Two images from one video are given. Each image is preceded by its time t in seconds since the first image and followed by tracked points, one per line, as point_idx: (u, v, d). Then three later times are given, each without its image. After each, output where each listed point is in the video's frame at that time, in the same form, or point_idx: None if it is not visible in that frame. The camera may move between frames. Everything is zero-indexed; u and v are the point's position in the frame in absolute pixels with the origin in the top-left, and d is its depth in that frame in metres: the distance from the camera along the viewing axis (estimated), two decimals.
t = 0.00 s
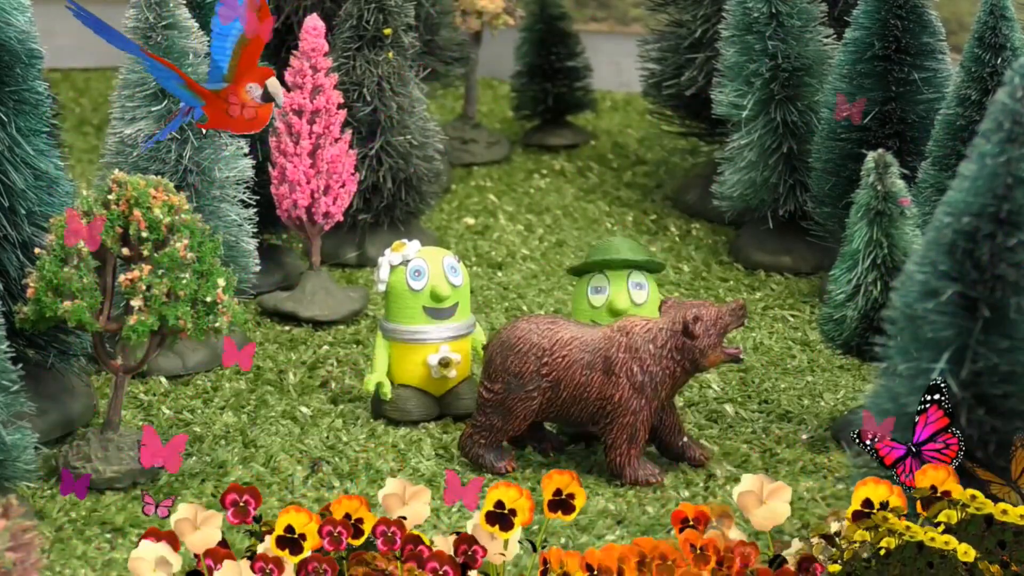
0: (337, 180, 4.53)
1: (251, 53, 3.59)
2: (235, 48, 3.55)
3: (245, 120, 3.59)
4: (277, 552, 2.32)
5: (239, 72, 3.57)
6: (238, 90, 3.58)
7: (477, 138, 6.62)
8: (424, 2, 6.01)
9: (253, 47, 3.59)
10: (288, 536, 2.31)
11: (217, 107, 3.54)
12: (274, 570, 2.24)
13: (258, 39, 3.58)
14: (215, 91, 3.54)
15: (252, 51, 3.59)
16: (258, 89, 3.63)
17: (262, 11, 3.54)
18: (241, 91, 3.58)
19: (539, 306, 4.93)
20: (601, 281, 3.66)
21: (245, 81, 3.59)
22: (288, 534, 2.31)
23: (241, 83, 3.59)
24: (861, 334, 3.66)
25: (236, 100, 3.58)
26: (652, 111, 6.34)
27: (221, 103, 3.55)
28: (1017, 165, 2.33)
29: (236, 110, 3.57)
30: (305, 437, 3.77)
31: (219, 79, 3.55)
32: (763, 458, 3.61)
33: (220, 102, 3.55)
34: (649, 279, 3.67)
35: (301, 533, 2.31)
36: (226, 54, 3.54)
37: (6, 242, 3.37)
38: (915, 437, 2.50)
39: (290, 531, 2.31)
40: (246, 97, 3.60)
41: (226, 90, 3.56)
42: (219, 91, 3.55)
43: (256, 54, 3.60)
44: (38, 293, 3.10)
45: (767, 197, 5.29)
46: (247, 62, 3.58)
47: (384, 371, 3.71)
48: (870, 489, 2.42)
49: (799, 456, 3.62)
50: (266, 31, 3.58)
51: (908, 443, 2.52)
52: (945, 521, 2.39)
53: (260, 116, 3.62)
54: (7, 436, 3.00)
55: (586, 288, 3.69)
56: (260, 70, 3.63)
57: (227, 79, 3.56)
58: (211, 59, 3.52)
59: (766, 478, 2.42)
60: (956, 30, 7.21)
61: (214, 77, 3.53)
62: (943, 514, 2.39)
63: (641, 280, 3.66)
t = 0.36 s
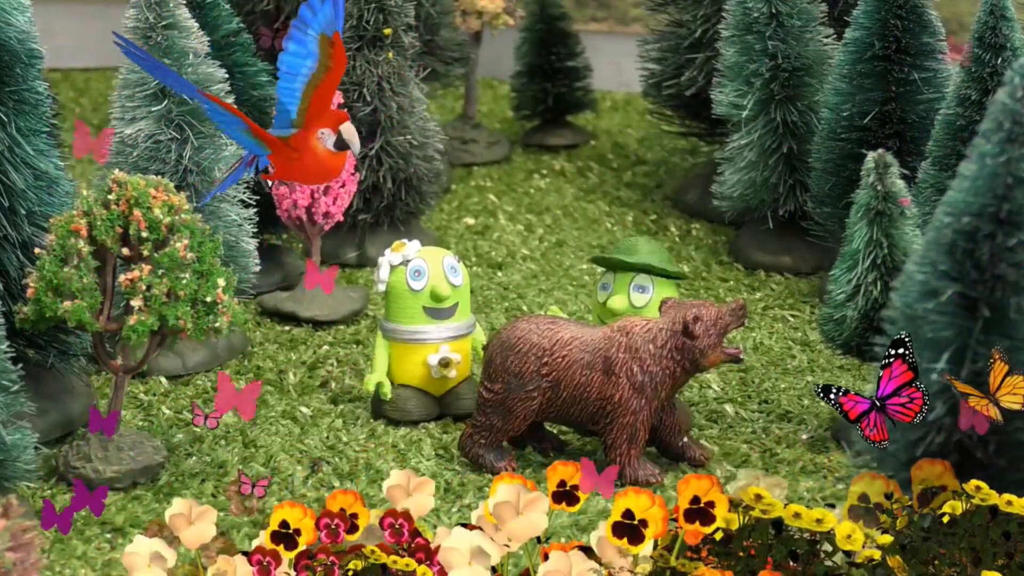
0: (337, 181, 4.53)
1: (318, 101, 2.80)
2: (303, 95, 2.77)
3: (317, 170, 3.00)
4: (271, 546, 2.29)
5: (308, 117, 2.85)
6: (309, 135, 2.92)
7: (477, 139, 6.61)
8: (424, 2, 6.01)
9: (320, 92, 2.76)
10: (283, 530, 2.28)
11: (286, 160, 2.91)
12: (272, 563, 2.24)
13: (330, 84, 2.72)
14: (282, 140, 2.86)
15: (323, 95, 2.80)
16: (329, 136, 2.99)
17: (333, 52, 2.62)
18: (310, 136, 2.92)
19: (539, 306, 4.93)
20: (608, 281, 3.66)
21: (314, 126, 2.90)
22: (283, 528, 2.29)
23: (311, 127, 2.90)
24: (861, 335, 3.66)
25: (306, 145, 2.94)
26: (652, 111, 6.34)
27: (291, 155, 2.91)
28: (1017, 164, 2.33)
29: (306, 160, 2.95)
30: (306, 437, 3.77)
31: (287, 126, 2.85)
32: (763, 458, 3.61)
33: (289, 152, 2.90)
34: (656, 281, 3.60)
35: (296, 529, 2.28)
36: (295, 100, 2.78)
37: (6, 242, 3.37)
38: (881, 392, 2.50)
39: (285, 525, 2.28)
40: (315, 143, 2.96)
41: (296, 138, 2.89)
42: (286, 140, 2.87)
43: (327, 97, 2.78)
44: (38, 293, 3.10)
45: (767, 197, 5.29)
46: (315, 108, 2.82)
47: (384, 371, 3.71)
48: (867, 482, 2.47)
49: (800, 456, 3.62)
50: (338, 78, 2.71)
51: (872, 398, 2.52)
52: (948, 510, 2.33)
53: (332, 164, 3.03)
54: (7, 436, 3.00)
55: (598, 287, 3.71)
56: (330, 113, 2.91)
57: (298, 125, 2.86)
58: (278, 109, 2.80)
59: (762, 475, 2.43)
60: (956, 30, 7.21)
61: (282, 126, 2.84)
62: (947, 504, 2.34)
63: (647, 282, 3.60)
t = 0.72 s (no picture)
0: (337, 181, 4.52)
1: (389, 138, 3.12)
2: (372, 134, 3.11)
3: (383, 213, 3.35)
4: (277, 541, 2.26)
5: (374, 159, 3.18)
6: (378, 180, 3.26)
7: (477, 139, 6.62)
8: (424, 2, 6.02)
9: (391, 133, 3.10)
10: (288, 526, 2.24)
11: (355, 204, 3.28)
12: (276, 556, 2.23)
13: (402, 123, 3.05)
14: (351, 185, 3.22)
15: (390, 134, 3.12)
16: (402, 182, 3.37)
17: (404, 89, 2.91)
18: (380, 180, 3.27)
19: (539, 306, 4.93)
20: (609, 280, 3.66)
21: (385, 170, 3.25)
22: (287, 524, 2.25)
23: (381, 173, 3.25)
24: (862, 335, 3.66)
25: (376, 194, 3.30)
26: (652, 111, 6.34)
27: (360, 200, 3.28)
28: (1017, 165, 2.33)
29: (372, 205, 3.31)
30: (305, 437, 3.77)
31: (355, 169, 3.20)
32: (763, 458, 3.61)
33: (358, 198, 3.26)
34: (657, 281, 3.60)
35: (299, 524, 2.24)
36: (364, 141, 3.12)
37: (6, 242, 3.37)
38: (850, 345, 3.02)
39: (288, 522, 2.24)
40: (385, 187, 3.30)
41: (364, 184, 3.24)
42: (354, 183, 3.22)
43: (398, 137, 3.10)
44: (38, 293, 3.10)
45: (767, 197, 5.29)
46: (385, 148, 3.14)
47: (384, 371, 3.71)
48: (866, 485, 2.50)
49: (800, 456, 3.62)
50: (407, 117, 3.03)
51: (841, 351, 3.04)
52: (944, 502, 2.33)
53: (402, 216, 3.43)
54: (7, 436, 3.00)
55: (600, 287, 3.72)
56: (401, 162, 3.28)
57: (366, 170, 3.21)
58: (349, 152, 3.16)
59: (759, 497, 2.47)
60: (956, 30, 7.21)
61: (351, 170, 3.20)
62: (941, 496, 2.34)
63: (646, 282, 3.60)
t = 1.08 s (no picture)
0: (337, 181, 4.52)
1: (463, 183, 1.99)
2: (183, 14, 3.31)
3: (455, 276, 2.11)
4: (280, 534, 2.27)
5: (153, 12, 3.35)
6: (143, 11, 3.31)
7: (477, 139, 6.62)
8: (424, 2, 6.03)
9: (465, 175, 1.97)
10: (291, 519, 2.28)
11: (419, 258, 2.10)
12: (275, 548, 2.24)
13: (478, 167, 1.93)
14: (416, 236, 2.07)
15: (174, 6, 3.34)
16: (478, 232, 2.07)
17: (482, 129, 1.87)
18: (450, 228, 2.05)
19: (539, 306, 4.93)
20: (609, 280, 3.66)
21: (456, 215, 2.04)
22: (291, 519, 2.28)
23: (452, 217, 2.04)
24: (861, 334, 3.69)
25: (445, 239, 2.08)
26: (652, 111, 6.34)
27: (425, 251, 2.08)
28: (1017, 165, 2.33)
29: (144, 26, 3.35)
30: (305, 437, 3.77)
31: (422, 216, 2.06)
32: (763, 458, 3.61)
33: (423, 246, 2.08)
34: (656, 281, 3.60)
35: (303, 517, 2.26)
36: (432, 181, 2.00)
37: (6, 242, 3.37)
38: (811, 300, 2.82)
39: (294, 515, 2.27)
40: (455, 237, 2.07)
41: (432, 233, 2.06)
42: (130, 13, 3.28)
43: (472, 186, 2.00)
44: (38, 293, 3.10)
45: (767, 197, 5.29)
46: (462, 198, 2.03)
47: (384, 371, 3.71)
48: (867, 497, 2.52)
49: (799, 456, 3.61)
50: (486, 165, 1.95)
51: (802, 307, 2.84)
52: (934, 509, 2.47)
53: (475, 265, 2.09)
54: (7, 436, 3.00)
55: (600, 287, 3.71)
56: (477, 202, 2.06)
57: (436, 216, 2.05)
58: None
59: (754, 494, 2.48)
60: (956, 31, 7.22)
61: None
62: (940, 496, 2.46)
63: (646, 282, 3.59)
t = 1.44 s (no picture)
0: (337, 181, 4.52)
1: (536, 223, 1.89)
2: None
3: (530, 328, 1.94)
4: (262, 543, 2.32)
5: None
6: None
7: (477, 139, 6.62)
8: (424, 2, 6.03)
9: (536, 215, 1.88)
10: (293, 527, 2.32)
11: (487, 307, 1.93)
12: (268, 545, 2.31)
13: (550, 208, 1.87)
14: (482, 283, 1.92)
15: None
16: (552, 278, 1.94)
17: (553, 162, 1.83)
18: (520, 273, 1.92)
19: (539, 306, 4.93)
20: (608, 280, 3.64)
21: (525, 258, 1.92)
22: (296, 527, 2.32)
23: (522, 260, 1.92)
24: (860, 334, 3.67)
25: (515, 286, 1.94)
26: (652, 111, 6.34)
27: (493, 299, 1.92)
28: (1017, 165, 2.33)
29: None
30: (305, 437, 3.77)
31: (490, 259, 1.93)
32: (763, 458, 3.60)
33: (491, 294, 1.92)
34: (656, 281, 3.59)
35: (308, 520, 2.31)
36: (501, 224, 1.90)
37: (6, 242, 3.37)
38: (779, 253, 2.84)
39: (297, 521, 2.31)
40: (527, 283, 1.92)
41: (501, 277, 1.92)
42: None
43: (546, 226, 1.89)
44: (38, 293, 3.11)
45: (767, 197, 5.29)
46: (537, 235, 1.90)
47: (384, 371, 3.71)
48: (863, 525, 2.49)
49: (800, 456, 3.61)
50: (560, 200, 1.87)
51: (771, 259, 2.85)
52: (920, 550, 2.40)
53: (551, 312, 1.94)
54: (7, 436, 3.00)
55: (598, 287, 3.69)
56: (548, 245, 1.94)
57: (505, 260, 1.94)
58: None
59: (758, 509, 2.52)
60: (956, 31, 7.22)
61: None
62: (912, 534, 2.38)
63: (646, 282, 3.58)
